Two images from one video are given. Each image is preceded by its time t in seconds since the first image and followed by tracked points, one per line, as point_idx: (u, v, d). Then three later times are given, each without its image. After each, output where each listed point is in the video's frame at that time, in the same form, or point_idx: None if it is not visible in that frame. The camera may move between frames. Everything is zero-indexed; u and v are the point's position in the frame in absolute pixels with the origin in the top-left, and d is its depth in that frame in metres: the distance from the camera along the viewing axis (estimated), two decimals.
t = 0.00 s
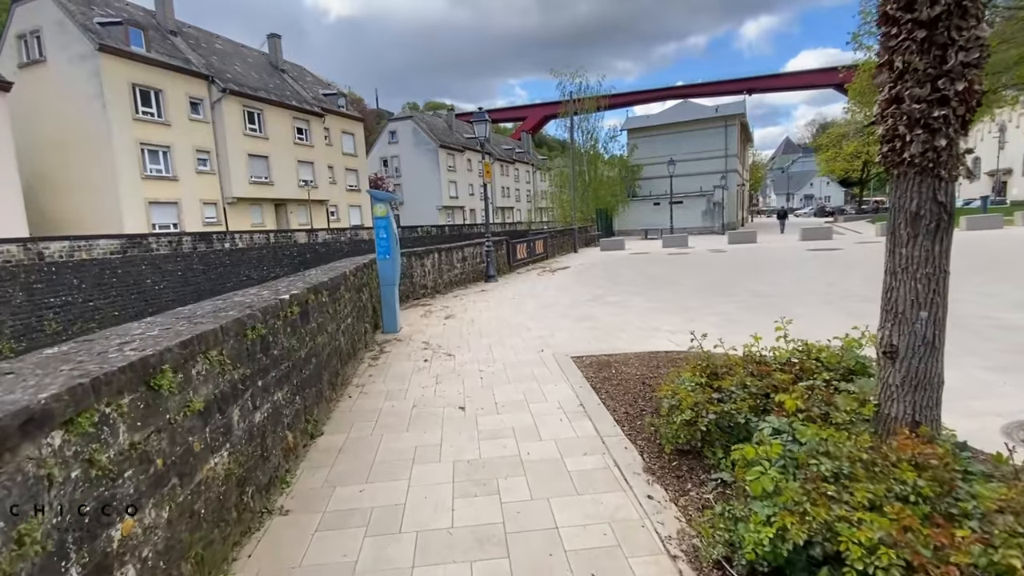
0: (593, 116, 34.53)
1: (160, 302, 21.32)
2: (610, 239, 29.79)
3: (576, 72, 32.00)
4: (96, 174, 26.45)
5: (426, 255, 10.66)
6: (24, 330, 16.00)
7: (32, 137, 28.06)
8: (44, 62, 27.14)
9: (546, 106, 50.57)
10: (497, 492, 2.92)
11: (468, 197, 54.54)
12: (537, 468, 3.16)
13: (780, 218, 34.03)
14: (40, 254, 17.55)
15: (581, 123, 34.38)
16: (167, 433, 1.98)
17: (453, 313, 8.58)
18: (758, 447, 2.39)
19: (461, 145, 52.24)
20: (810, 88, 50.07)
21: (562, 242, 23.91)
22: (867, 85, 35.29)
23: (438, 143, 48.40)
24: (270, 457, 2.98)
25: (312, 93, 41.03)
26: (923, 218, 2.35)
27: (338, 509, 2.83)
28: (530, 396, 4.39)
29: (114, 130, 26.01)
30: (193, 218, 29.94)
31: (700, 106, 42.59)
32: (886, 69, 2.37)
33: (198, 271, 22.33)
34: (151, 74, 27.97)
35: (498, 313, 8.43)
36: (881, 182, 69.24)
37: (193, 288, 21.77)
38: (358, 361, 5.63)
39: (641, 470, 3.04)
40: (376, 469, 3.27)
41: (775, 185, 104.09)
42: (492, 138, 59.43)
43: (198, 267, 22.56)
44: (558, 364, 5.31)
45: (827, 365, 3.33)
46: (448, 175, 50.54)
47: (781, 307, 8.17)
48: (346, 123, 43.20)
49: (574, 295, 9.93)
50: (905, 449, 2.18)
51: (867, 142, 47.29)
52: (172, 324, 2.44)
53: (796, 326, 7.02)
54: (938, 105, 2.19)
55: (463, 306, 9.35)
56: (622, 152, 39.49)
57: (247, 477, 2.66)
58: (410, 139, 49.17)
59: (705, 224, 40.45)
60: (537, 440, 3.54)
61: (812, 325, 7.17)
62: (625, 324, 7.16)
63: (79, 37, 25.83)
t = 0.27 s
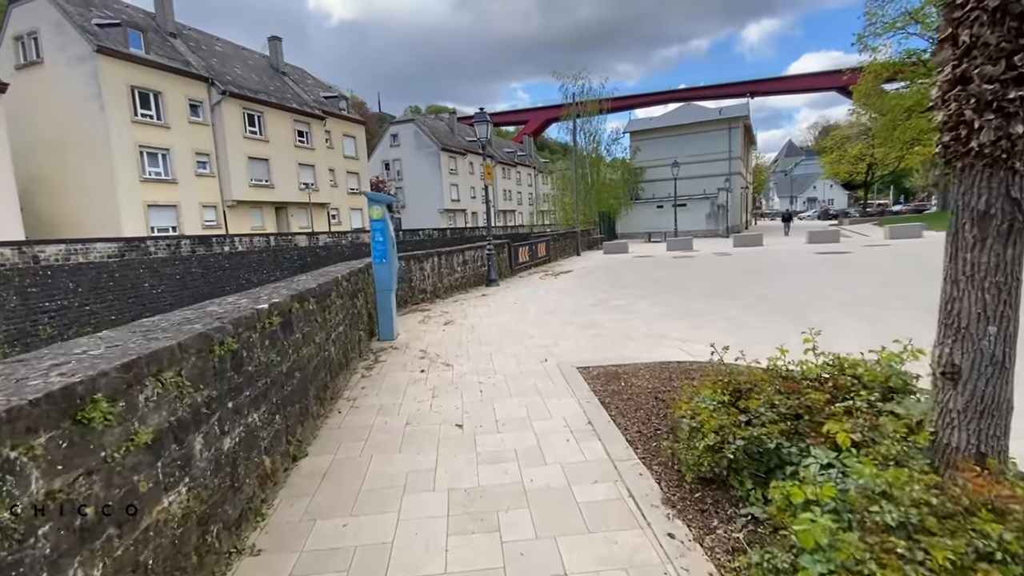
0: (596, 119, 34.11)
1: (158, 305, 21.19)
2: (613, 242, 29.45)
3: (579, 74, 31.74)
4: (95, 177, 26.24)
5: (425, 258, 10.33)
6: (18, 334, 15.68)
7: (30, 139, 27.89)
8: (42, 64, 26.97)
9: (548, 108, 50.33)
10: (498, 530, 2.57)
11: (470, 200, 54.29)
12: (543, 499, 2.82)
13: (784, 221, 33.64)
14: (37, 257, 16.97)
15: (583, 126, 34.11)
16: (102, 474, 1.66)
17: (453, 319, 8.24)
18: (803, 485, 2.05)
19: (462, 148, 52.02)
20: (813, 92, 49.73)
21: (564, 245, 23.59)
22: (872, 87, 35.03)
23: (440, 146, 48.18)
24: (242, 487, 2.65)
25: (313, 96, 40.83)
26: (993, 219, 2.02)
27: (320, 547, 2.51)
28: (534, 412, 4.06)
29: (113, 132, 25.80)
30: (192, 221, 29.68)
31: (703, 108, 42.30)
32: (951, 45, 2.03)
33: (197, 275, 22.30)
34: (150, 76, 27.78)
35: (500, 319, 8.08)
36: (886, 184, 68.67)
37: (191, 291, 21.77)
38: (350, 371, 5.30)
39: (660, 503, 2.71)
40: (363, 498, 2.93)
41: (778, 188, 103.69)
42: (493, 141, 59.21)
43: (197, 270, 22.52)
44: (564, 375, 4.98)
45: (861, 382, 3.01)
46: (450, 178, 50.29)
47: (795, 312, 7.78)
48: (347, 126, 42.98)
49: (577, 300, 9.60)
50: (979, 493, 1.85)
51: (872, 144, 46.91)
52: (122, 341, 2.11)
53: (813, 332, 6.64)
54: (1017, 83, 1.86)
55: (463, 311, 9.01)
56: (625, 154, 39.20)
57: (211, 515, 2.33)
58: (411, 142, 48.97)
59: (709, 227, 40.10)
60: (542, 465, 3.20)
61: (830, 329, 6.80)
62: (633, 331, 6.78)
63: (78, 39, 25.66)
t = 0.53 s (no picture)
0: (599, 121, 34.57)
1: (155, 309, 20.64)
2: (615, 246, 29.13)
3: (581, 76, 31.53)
4: (93, 179, 26.06)
5: (424, 263, 10.03)
6: (11, 339, 15.39)
7: (28, 141, 27.73)
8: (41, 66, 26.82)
9: (550, 111, 50.08)
10: None
11: (471, 203, 54.05)
12: (548, 543, 2.48)
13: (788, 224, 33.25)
14: (31, 261, 17.35)
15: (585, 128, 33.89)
16: (7, 543, 1.34)
17: (451, 327, 7.91)
18: (860, 545, 1.72)
19: (464, 151, 51.82)
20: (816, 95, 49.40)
21: (566, 249, 23.27)
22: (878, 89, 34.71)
23: (441, 148, 47.95)
24: (205, 529, 2.33)
25: (313, 99, 40.64)
26: None
27: None
28: (536, 434, 3.74)
29: (111, 134, 25.63)
30: (191, 224, 29.42)
31: (706, 111, 42.00)
32: None
33: (194, 278, 21.82)
34: (149, 78, 27.60)
35: (501, 327, 7.74)
36: (890, 188, 68.20)
37: (190, 295, 21.24)
38: (341, 385, 4.98)
39: (681, 549, 2.38)
40: (344, 539, 2.61)
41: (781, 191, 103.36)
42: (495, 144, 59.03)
43: (195, 273, 22.03)
44: (569, 391, 4.65)
45: (904, 406, 2.69)
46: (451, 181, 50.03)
47: (810, 320, 7.43)
48: (348, 129, 42.78)
49: (581, 307, 9.25)
50: None
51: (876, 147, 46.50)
52: (55, 369, 1.80)
53: (830, 342, 6.30)
54: None
55: (462, 318, 8.69)
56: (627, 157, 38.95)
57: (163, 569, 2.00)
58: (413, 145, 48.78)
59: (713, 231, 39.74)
60: (546, 499, 2.86)
61: (849, 339, 6.43)
62: (641, 342, 6.43)
63: (77, 40, 25.50)
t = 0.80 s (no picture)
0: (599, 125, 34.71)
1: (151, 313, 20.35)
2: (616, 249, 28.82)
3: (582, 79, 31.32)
4: (87, 181, 25.77)
5: (420, 266, 9.73)
6: None
7: (23, 143, 27.44)
8: (36, 67, 26.54)
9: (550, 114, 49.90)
10: None
11: (471, 206, 53.79)
12: None
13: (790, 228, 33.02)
14: (22, 263, 16.54)
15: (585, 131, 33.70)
16: None
17: (447, 334, 7.58)
18: None
19: (463, 154, 51.61)
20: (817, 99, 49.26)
21: (566, 252, 22.98)
22: (879, 93, 34.56)
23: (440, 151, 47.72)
24: None
25: (312, 101, 40.35)
26: None
27: None
28: (537, 455, 3.42)
29: (106, 135, 25.34)
30: (187, 227, 29.07)
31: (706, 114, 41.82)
32: None
33: (190, 281, 21.29)
34: (146, 80, 27.32)
35: (500, 334, 7.41)
36: (890, 191, 68.09)
37: (184, 299, 20.79)
38: (328, 398, 4.66)
39: None
40: None
41: (781, 195, 103.33)
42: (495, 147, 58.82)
43: (190, 276, 21.55)
44: (573, 405, 4.34)
45: (955, 431, 2.38)
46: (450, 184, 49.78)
47: (822, 328, 7.11)
48: (347, 131, 42.52)
49: (582, 313, 8.93)
50: None
51: (877, 151, 46.32)
52: None
53: (846, 352, 5.97)
54: None
55: (459, 324, 8.36)
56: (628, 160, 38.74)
57: None
58: (412, 148, 48.53)
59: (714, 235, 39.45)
60: (549, 539, 2.53)
61: (866, 348, 6.11)
62: (646, 351, 6.10)
63: (72, 41, 25.23)
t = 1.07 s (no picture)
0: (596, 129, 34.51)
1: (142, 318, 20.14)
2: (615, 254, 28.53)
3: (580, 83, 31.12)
4: (80, 184, 25.38)
5: (414, 271, 9.40)
6: None
7: (15, 145, 27.06)
8: (28, 68, 26.18)
9: (548, 118, 49.72)
10: None
11: (468, 209, 53.51)
12: None
13: (789, 232, 32.86)
14: (10, 267, 16.14)
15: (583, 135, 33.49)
16: None
17: (441, 343, 7.23)
18: None
19: (461, 158, 51.36)
20: (814, 104, 49.25)
21: (564, 256, 22.72)
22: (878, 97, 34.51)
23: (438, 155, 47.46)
24: None
25: (308, 104, 40.03)
26: None
27: None
28: (536, 485, 3.10)
29: (99, 137, 24.97)
30: (180, 230, 28.66)
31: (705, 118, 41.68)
32: None
33: (183, 284, 20.94)
34: (140, 81, 26.97)
35: (495, 343, 7.07)
36: (887, 196, 68.19)
37: (177, 303, 20.46)
38: (309, 416, 4.32)
39: None
40: None
41: (778, 200, 103.46)
42: (492, 150, 58.60)
43: (183, 280, 21.13)
44: (573, 424, 4.02)
45: (1018, 470, 2.06)
46: (448, 187, 49.52)
47: (833, 338, 6.79)
48: (344, 134, 42.20)
49: (581, 320, 8.59)
50: None
51: (875, 156, 46.27)
52: None
53: (862, 364, 5.64)
54: None
55: (454, 332, 8.01)
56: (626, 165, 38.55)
57: None
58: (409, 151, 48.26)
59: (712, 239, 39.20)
60: None
61: (882, 359, 5.77)
62: (650, 363, 5.75)
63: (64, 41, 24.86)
